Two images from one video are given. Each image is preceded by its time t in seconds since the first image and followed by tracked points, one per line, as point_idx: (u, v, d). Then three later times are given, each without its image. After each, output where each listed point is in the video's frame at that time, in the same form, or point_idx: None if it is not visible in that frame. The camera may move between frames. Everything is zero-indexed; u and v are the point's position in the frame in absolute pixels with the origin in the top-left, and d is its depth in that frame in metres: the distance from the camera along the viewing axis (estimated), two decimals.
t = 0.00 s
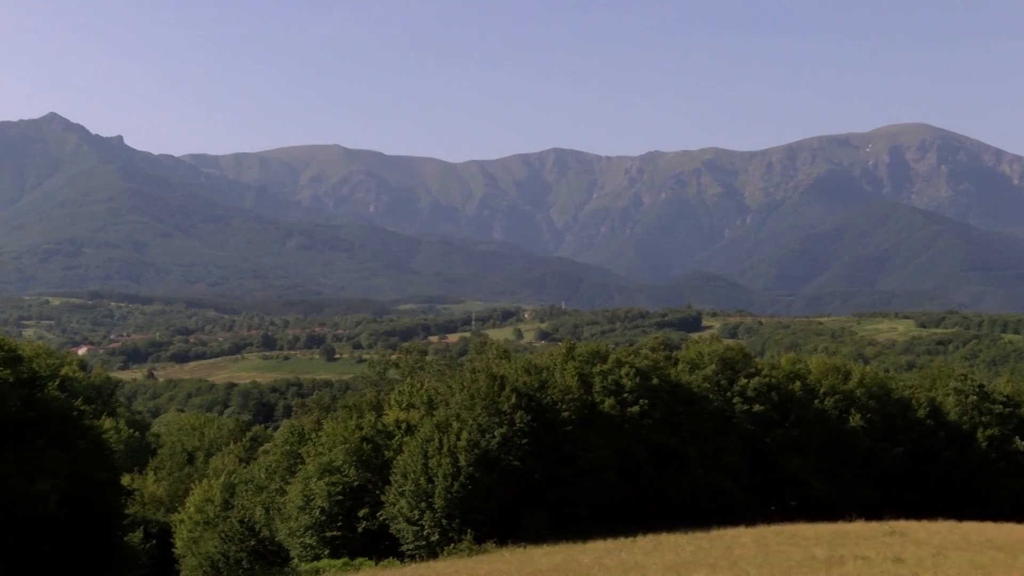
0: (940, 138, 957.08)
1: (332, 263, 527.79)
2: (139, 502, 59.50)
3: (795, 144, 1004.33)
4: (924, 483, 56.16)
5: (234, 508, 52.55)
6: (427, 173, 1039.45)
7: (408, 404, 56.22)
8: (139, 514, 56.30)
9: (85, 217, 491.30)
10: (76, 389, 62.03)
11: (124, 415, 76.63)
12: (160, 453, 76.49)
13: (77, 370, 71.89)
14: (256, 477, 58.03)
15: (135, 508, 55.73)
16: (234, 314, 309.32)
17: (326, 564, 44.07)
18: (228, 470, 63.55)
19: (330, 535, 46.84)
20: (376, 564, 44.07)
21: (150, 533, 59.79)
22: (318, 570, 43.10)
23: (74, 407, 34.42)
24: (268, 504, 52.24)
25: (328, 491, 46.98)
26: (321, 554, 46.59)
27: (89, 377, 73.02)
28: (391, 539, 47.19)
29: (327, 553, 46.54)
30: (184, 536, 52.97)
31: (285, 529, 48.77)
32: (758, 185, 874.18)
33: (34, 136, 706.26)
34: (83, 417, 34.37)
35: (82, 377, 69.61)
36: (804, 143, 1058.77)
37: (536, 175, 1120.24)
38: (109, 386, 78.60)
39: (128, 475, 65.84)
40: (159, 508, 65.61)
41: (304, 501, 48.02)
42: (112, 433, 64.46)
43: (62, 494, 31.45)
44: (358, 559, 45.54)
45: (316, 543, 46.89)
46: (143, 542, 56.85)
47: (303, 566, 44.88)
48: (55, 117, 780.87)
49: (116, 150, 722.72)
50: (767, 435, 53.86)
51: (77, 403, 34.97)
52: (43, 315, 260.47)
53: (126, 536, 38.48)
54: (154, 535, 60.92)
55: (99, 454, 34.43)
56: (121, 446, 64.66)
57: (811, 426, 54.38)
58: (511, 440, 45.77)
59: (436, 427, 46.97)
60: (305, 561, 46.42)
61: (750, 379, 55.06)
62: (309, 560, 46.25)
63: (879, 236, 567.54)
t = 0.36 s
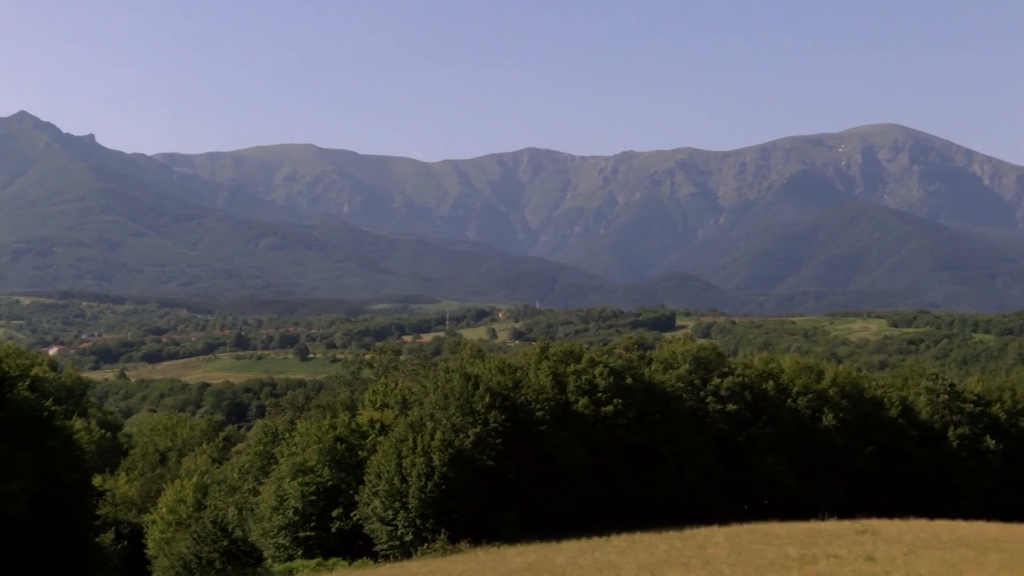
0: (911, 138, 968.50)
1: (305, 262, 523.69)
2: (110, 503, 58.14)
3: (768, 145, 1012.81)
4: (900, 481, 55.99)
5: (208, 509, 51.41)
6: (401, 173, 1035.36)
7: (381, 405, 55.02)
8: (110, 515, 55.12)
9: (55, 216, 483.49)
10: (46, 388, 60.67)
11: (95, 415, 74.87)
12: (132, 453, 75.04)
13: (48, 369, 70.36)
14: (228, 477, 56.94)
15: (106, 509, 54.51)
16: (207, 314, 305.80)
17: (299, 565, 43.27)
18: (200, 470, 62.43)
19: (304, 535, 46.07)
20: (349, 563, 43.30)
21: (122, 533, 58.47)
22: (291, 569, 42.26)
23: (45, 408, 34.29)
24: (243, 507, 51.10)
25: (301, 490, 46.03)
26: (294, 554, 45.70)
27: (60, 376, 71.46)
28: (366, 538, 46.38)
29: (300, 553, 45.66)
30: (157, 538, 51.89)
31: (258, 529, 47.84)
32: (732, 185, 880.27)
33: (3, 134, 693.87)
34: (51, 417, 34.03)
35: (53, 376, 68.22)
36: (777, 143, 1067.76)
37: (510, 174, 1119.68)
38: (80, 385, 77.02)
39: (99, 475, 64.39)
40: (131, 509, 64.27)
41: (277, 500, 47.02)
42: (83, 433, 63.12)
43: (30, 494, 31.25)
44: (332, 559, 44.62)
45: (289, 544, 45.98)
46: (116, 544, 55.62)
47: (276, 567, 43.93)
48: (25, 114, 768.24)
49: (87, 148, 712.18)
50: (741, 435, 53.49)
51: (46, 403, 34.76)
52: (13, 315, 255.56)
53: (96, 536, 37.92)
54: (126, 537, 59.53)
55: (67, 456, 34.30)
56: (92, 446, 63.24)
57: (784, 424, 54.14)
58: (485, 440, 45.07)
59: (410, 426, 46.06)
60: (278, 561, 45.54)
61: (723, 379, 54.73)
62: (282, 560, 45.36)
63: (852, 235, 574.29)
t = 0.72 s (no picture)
0: (880, 138, 979.93)
1: (277, 262, 519.39)
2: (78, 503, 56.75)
3: (738, 145, 1021.36)
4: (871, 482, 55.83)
5: (177, 509, 50.45)
6: (373, 173, 1031.05)
7: (352, 405, 54.14)
8: (79, 516, 53.98)
9: (22, 215, 474.99)
10: (14, 386, 59.38)
11: (64, 416, 73.29)
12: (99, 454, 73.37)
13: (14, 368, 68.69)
14: (198, 477, 55.78)
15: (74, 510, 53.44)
16: (178, 313, 302.15)
17: (270, 565, 42.57)
18: (169, 470, 61.29)
19: (275, 536, 45.24)
20: (320, 564, 42.66)
21: (91, 534, 57.16)
22: (262, 571, 41.42)
23: (12, 410, 33.83)
24: (213, 508, 50.16)
25: (273, 491, 45.35)
26: (264, 555, 44.95)
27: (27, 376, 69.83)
28: (336, 538, 45.70)
29: (271, 553, 44.89)
30: (124, 539, 50.69)
31: (228, 530, 46.98)
32: (702, 185, 886.78)
33: None
34: (21, 420, 33.90)
35: (22, 375, 66.70)
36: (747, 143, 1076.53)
37: (482, 173, 1117.28)
38: (47, 384, 75.21)
39: (67, 475, 62.96)
40: (99, 511, 62.95)
41: (248, 500, 46.17)
42: (50, 433, 61.75)
43: None
44: (303, 560, 43.91)
45: (260, 544, 45.17)
46: (84, 544, 54.41)
47: (246, 567, 43.07)
48: None
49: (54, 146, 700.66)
50: (711, 433, 53.17)
51: (15, 404, 34.70)
52: None
53: (65, 537, 37.48)
54: (95, 537, 58.21)
55: (34, 456, 34.02)
56: (60, 446, 61.87)
57: (752, 424, 53.96)
58: (457, 440, 44.36)
59: (382, 426, 45.34)
60: (248, 562, 44.77)
61: (694, 378, 54.46)
62: (253, 560, 44.58)
63: (822, 235, 581.27)
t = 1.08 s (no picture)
0: (847, 138, 991.61)
1: (246, 261, 514.58)
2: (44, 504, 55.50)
3: (708, 145, 1028.72)
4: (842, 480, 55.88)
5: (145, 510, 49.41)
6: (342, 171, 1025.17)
7: (322, 404, 53.09)
8: (44, 517, 52.70)
9: None
10: None
11: (31, 416, 71.60)
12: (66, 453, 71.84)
13: None
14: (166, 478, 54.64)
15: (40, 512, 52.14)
16: (146, 313, 298.02)
17: (239, 567, 41.64)
18: (137, 471, 60.12)
19: (244, 537, 44.34)
20: (289, 565, 41.92)
21: (57, 536, 55.80)
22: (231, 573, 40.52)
23: None
24: (181, 508, 49.14)
25: (242, 492, 44.42)
26: (233, 556, 44.04)
27: None
28: (307, 538, 44.85)
29: (240, 554, 43.95)
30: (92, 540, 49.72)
31: (196, 531, 46.01)
32: (672, 185, 892.32)
33: None
34: None
35: None
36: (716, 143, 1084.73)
37: (452, 172, 1114.88)
38: (12, 384, 73.56)
39: (32, 476, 61.49)
40: (65, 512, 61.50)
41: (217, 501, 45.26)
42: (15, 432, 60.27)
43: None
44: (273, 560, 42.98)
45: (228, 545, 44.28)
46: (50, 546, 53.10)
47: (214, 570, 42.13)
48: None
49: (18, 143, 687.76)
50: (681, 433, 52.96)
51: None
52: None
53: (30, 540, 36.44)
54: (62, 539, 56.89)
55: None
56: (25, 446, 60.42)
57: (723, 423, 53.77)
58: (427, 440, 43.70)
59: (351, 427, 44.53)
60: (217, 563, 43.81)
61: (664, 377, 54.27)
62: (221, 562, 43.65)
63: (792, 235, 587.51)
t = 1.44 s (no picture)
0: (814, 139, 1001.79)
1: (213, 259, 508.22)
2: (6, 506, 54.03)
3: (677, 145, 1034.90)
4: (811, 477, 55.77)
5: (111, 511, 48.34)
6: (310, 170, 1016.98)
7: (290, 404, 51.73)
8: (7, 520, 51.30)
9: None
10: None
11: None
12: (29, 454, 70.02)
13: None
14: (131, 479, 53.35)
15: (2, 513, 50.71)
16: (111, 313, 293.13)
17: (205, 569, 40.74)
18: (102, 473, 58.75)
19: (211, 537, 43.33)
20: (256, 566, 41.17)
21: (21, 539, 54.40)
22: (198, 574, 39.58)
23: None
24: (147, 509, 48.04)
25: (209, 492, 43.42)
26: (200, 556, 43.04)
27: None
28: (274, 539, 44.00)
29: (206, 556, 42.94)
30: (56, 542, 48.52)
31: (163, 532, 44.95)
32: (641, 184, 896.60)
33: None
34: None
35: None
36: (685, 143, 1091.11)
37: (421, 171, 1109.08)
38: None
39: None
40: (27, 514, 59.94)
41: (183, 502, 44.18)
42: None
43: None
44: (239, 561, 42.13)
45: (196, 546, 43.27)
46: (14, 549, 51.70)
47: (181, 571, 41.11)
48: None
49: None
50: (651, 432, 52.58)
51: None
52: None
53: None
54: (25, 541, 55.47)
55: None
56: None
57: (691, 422, 53.47)
58: (397, 439, 42.99)
59: (319, 427, 43.72)
60: (184, 565, 42.71)
61: (633, 377, 53.83)
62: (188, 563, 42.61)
63: (760, 235, 592.43)
